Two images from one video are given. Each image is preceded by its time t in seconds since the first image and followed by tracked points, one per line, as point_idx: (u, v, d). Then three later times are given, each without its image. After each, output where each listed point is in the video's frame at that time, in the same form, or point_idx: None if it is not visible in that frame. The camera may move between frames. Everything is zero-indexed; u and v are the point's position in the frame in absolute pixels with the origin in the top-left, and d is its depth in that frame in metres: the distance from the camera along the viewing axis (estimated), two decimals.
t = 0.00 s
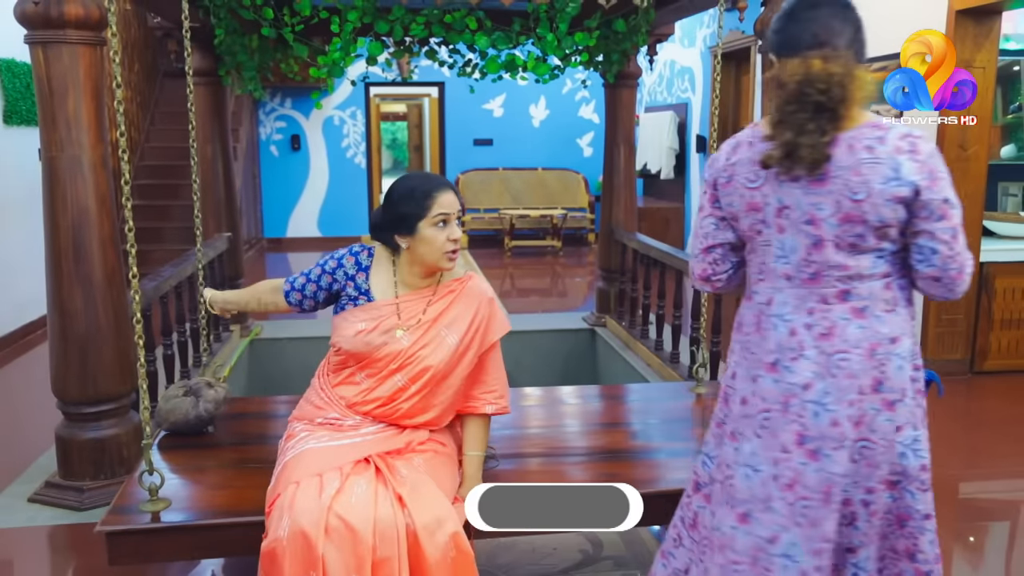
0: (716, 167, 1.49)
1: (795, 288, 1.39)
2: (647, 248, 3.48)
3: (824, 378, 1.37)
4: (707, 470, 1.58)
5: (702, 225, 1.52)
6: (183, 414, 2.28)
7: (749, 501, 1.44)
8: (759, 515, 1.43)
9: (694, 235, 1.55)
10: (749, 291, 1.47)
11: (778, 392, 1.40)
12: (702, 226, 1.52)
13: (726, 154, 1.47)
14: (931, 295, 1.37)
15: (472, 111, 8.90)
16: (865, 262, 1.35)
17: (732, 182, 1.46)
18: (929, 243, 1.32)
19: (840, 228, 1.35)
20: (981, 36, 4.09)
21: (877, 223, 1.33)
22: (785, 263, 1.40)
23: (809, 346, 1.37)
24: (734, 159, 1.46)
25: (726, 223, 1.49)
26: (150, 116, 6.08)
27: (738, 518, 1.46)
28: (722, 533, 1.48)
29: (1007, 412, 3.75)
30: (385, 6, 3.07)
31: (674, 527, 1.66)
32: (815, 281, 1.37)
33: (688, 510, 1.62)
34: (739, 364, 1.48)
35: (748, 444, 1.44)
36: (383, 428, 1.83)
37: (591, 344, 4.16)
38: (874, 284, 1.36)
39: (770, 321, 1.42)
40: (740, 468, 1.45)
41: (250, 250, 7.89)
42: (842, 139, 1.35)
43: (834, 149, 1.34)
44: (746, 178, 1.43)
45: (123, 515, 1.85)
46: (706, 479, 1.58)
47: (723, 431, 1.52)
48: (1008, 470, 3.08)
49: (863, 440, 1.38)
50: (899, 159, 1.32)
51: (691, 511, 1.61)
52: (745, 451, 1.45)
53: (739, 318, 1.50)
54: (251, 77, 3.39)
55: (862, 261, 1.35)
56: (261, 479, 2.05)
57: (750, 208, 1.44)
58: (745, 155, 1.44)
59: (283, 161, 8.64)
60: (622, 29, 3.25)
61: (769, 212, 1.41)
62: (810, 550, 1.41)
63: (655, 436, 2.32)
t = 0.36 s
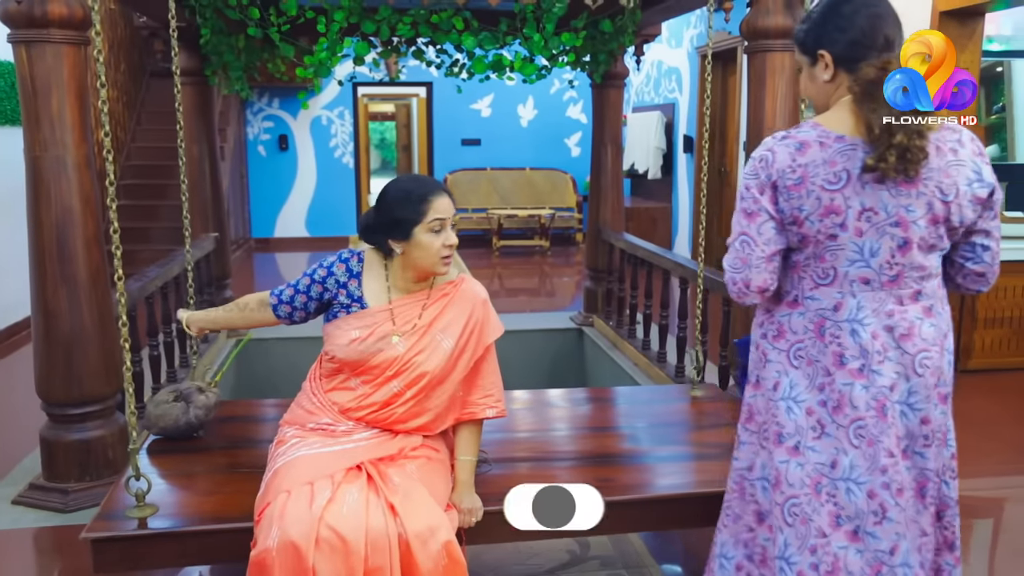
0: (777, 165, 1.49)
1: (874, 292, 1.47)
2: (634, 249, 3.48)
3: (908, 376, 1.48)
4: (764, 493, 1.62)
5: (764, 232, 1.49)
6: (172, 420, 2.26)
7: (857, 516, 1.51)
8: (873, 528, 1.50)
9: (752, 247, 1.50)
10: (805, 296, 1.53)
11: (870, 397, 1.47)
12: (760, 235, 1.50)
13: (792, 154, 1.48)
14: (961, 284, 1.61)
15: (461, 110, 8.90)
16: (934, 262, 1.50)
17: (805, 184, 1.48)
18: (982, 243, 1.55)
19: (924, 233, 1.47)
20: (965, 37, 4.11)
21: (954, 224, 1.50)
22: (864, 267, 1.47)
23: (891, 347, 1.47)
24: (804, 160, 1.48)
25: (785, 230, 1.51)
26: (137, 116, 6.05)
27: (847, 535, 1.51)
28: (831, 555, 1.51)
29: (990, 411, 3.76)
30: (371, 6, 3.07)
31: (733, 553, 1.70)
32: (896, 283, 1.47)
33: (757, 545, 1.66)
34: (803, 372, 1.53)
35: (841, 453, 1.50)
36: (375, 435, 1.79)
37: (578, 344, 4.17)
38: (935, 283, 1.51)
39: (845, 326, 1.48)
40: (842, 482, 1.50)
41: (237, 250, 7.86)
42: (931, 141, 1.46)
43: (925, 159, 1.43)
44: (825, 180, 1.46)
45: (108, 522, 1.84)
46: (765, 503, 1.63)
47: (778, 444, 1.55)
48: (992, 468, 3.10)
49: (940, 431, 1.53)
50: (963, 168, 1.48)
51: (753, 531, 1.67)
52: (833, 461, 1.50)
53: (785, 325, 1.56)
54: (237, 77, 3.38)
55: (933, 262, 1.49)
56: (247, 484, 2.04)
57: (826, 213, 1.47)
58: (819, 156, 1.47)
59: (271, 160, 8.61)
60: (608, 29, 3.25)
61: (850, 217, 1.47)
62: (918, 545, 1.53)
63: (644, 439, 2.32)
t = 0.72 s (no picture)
0: (796, 165, 1.48)
1: (888, 287, 1.48)
2: (632, 246, 3.49)
3: (921, 369, 1.49)
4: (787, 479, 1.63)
5: (788, 231, 1.47)
6: (177, 416, 2.27)
7: (867, 503, 1.53)
8: (881, 515, 1.52)
9: (776, 246, 1.48)
10: (820, 291, 1.53)
11: (883, 389, 1.48)
12: (783, 233, 1.47)
13: (811, 154, 1.47)
14: (963, 280, 1.62)
15: (460, 107, 8.90)
16: (943, 258, 1.51)
17: (824, 183, 1.48)
18: (986, 240, 1.56)
19: (936, 230, 1.48)
20: (962, 34, 4.10)
21: (962, 222, 1.51)
22: (879, 263, 1.48)
23: (906, 341, 1.48)
24: (822, 160, 1.47)
25: (804, 228, 1.51)
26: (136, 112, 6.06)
27: (855, 521, 1.53)
28: (841, 540, 1.53)
29: (986, 407, 3.77)
30: (370, 3, 3.07)
31: (768, 543, 1.68)
32: (909, 278, 1.48)
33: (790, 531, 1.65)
34: (816, 365, 1.54)
35: (852, 443, 1.52)
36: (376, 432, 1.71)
37: (576, 340, 4.18)
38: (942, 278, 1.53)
39: (859, 320, 1.49)
40: (853, 470, 1.52)
41: (237, 246, 7.87)
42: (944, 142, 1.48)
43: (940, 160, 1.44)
44: (843, 180, 1.47)
45: (111, 519, 1.86)
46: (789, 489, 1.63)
47: (791, 433, 1.56)
48: (988, 464, 3.12)
49: (952, 422, 1.54)
50: (967, 167, 1.50)
51: (787, 518, 1.66)
52: (846, 451, 1.52)
53: (799, 318, 1.56)
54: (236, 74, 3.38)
55: (941, 259, 1.51)
56: (247, 482, 2.05)
57: (843, 211, 1.48)
58: (838, 156, 1.47)
59: (271, 157, 8.62)
60: (606, 26, 3.25)
61: (866, 214, 1.47)
62: (936, 535, 1.51)
63: (643, 438, 2.33)
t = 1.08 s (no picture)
0: (808, 165, 1.50)
1: (896, 285, 1.50)
2: (633, 247, 3.49)
3: (922, 366, 1.50)
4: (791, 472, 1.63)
5: (798, 232, 1.50)
6: (187, 417, 2.29)
7: (859, 492, 1.53)
8: (872, 504, 1.52)
9: (786, 245, 1.51)
10: (830, 287, 1.54)
11: (884, 384, 1.50)
12: (794, 233, 1.50)
13: (821, 154, 1.50)
14: (973, 283, 1.62)
15: (462, 110, 8.91)
16: (951, 257, 1.52)
17: (834, 181, 1.50)
18: (992, 241, 1.56)
19: (944, 230, 1.50)
20: (962, 36, 4.11)
21: (971, 223, 1.53)
22: (887, 261, 1.49)
23: (910, 337, 1.49)
24: (833, 159, 1.50)
25: (815, 225, 1.53)
26: (140, 116, 6.07)
27: (847, 510, 1.54)
28: (833, 526, 1.55)
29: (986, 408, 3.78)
30: (373, 6, 3.08)
31: (768, 533, 1.67)
32: (917, 277, 1.50)
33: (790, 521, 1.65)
34: (829, 361, 1.54)
35: (851, 435, 1.52)
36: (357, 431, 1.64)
37: (578, 342, 4.18)
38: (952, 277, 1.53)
39: (867, 316, 1.50)
40: (849, 461, 1.53)
41: (240, 249, 7.89)
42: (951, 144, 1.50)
43: (948, 160, 1.47)
44: (853, 178, 1.49)
45: (121, 520, 1.86)
46: (792, 480, 1.63)
47: (805, 425, 1.58)
48: (989, 465, 3.13)
49: (955, 420, 1.53)
50: (977, 169, 1.51)
51: (787, 511, 1.65)
52: (848, 443, 1.53)
53: (810, 314, 1.56)
54: (239, 77, 3.39)
55: (949, 259, 1.52)
56: (251, 483, 2.06)
57: (852, 209, 1.50)
58: (848, 155, 1.49)
59: (273, 160, 8.63)
60: (608, 29, 3.26)
61: (875, 212, 1.49)
62: (913, 522, 1.54)
63: (646, 440, 2.34)
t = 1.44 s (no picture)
0: (864, 180, 1.55)
1: (949, 294, 1.55)
2: (628, 258, 3.50)
3: (975, 369, 1.57)
4: (832, 483, 1.65)
5: (844, 248, 1.55)
6: (194, 427, 2.24)
7: (919, 493, 1.58)
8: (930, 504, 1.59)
9: (830, 260, 1.56)
10: (882, 299, 1.58)
11: (941, 388, 1.56)
12: (840, 250, 1.56)
13: (876, 169, 1.55)
14: (1007, 288, 1.69)
15: (458, 122, 8.94)
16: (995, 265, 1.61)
17: (890, 196, 1.54)
18: None
19: (992, 239, 1.58)
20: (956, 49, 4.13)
21: (1015, 232, 1.61)
22: (941, 271, 1.55)
23: (964, 344, 1.56)
24: (889, 174, 1.54)
25: (867, 239, 1.57)
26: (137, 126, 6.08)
27: (909, 511, 1.59)
28: (897, 529, 1.60)
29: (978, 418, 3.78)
30: (369, 19, 3.09)
31: (792, 541, 1.69)
32: (967, 285, 1.57)
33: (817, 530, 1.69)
34: (890, 373, 1.58)
35: (911, 440, 1.58)
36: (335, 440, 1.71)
37: (574, 353, 4.18)
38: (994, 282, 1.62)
39: (924, 325, 1.55)
40: (912, 465, 1.58)
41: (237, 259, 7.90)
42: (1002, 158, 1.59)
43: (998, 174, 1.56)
44: (909, 192, 1.54)
45: (99, 524, 1.86)
46: (830, 492, 1.66)
47: (865, 436, 1.61)
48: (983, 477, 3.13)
49: (996, 420, 1.61)
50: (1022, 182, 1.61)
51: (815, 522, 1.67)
52: (908, 449, 1.58)
53: (864, 327, 1.59)
54: (236, 89, 3.40)
55: (993, 267, 1.61)
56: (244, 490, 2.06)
57: (908, 221, 1.54)
58: (902, 170, 1.54)
59: (270, 170, 8.65)
60: (603, 42, 3.28)
61: (930, 225, 1.54)
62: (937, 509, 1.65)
63: (639, 449, 2.35)
